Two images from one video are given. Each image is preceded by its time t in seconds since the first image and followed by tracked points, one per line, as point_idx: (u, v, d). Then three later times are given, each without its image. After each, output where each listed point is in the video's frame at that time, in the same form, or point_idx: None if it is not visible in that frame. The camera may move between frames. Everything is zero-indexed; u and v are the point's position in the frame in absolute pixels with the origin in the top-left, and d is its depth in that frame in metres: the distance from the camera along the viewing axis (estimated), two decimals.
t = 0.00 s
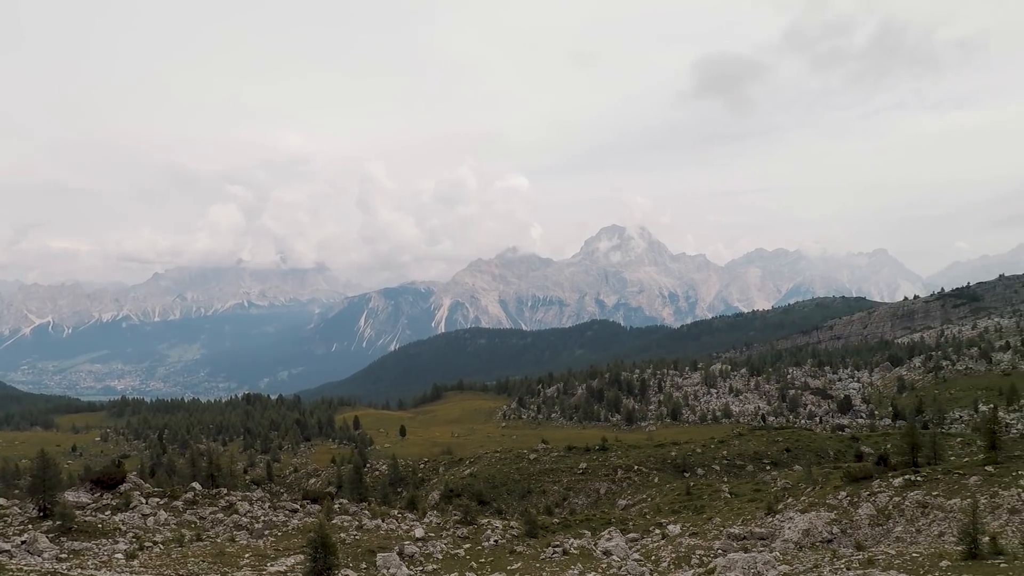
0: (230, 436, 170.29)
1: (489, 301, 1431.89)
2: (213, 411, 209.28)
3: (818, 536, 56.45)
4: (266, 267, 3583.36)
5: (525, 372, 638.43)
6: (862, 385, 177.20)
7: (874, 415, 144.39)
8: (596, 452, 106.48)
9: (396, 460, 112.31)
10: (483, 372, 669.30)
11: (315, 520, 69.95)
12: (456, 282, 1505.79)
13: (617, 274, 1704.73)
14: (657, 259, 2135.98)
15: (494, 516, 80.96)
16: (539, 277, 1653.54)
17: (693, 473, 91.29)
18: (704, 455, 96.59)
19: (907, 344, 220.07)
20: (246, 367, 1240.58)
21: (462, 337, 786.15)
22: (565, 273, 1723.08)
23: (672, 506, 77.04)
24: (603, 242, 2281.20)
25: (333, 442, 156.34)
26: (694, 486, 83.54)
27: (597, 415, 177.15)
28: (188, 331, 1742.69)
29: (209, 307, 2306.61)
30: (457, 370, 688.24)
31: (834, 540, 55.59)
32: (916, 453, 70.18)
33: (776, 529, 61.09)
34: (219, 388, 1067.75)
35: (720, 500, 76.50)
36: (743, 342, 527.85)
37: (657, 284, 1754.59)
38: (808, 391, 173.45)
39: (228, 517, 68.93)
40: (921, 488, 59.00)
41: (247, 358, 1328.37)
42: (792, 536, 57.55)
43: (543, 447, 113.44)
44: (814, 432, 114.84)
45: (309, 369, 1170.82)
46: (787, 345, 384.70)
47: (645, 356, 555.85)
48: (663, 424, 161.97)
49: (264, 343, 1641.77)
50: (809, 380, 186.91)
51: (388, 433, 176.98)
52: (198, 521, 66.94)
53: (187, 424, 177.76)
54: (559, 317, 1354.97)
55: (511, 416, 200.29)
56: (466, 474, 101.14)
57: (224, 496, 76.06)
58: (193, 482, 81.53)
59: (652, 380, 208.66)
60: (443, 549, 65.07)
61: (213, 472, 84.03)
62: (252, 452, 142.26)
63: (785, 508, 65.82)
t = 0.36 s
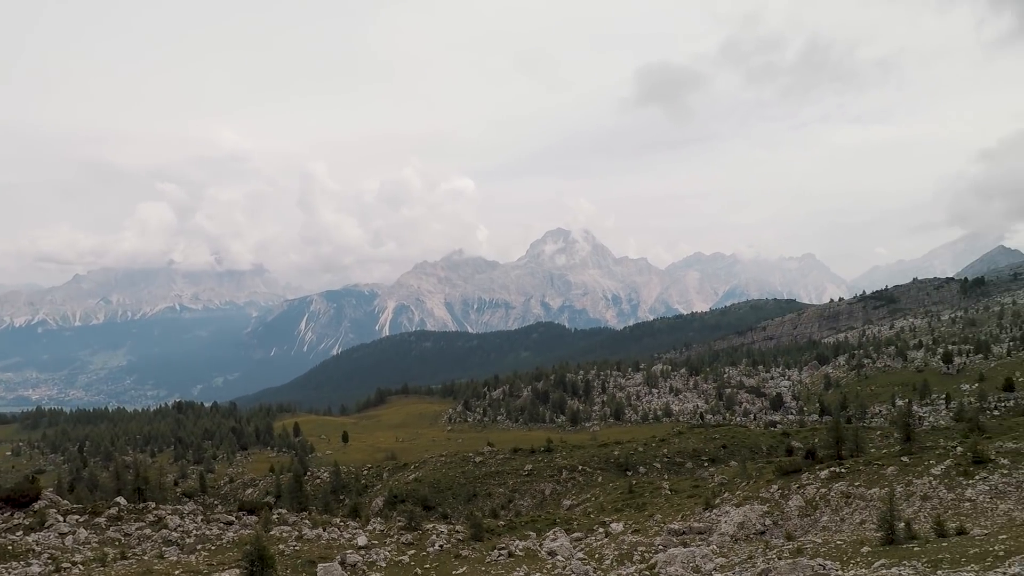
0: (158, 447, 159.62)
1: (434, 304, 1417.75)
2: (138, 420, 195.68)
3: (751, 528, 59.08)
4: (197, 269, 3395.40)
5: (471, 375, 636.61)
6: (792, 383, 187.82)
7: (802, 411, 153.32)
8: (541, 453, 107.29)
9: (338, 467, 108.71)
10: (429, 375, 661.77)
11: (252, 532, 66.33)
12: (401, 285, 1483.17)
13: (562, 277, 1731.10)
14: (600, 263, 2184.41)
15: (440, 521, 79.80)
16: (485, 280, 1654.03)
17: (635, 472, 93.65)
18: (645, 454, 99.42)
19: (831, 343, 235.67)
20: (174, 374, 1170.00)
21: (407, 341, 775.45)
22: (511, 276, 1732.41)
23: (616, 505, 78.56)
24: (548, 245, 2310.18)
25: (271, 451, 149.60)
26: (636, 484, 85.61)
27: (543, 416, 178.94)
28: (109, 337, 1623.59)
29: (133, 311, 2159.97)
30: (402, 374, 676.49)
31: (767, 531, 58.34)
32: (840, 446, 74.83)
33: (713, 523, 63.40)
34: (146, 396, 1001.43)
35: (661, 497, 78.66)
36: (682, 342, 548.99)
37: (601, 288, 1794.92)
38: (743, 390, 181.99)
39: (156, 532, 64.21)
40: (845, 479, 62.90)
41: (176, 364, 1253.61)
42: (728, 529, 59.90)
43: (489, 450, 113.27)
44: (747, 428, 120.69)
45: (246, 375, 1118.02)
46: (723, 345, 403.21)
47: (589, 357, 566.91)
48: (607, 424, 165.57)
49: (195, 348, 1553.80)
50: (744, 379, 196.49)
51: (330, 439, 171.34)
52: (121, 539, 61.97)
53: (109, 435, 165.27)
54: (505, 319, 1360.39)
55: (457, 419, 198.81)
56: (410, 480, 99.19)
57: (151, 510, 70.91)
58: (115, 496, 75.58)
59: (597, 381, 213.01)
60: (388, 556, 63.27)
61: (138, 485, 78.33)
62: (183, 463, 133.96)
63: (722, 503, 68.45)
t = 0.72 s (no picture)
0: (71, 462, 146.64)
1: (374, 307, 1385.22)
2: (47, 434, 179.29)
3: (686, 523, 61.29)
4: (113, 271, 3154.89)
5: (413, 379, 626.90)
6: (724, 382, 196.91)
7: (734, 409, 161.08)
8: (483, 457, 106.95)
9: (273, 478, 103.79)
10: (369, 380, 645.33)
11: (179, 549, 61.85)
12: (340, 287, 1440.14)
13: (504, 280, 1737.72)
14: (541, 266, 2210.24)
15: (381, 529, 77.77)
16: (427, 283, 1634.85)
17: (576, 472, 95.20)
18: (586, 454, 101.36)
19: (759, 344, 249.08)
20: (87, 383, 1080.02)
21: (346, 345, 754.51)
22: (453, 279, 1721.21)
23: (557, 505, 79.40)
24: (490, 249, 2313.09)
25: (200, 463, 140.66)
26: (577, 485, 86.93)
27: (485, 419, 178.58)
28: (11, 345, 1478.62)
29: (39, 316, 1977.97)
30: (341, 380, 656.17)
31: (701, 525, 60.68)
32: (768, 441, 79.14)
33: (650, 519, 65.28)
34: (55, 408, 918.97)
35: (601, 496, 80.13)
36: (621, 344, 564.83)
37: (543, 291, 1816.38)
38: (678, 389, 189.08)
39: (68, 554, 58.62)
40: (772, 472, 66.44)
41: (89, 373, 1157.40)
42: (664, 525, 61.85)
43: (430, 455, 111.88)
44: (682, 427, 125.26)
45: (171, 383, 1049.60)
46: (660, 346, 418.24)
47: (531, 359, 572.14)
48: (549, 425, 167.48)
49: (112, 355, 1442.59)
50: (679, 378, 204.32)
51: (264, 448, 163.54)
52: (26, 564, 56.11)
53: (12, 451, 150.22)
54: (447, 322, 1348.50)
55: (398, 424, 194.83)
56: (350, 488, 96.10)
57: (63, 530, 64.70)
58: (20, 518, 68.51)
59: (538, 384, 215.20)
60: (327, 567, 60.80)
61: (48, 504, 71.42)
62: (100, 479, 123.65)
63: (659, 499, 70.62)
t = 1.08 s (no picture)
0: None
1: (307, 312, 1332.29)
2: None
3: (621, 521, 62.85)
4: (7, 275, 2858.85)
5: (347, 386, 607.68)
6: (655, 383, 204.51)
7: (665, 409, 167.42)
8: (421, 463, 105.02)
9: (196, 493, 97.24)
10: (302, 388, 619.72)
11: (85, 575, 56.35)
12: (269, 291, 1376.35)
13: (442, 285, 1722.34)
14: (479, 270, 2207.97)
15: (312, 542, 74.49)
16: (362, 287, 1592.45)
17: (514, 476, 95.58)
18: (523, 457, 101.89)
19: (689, 346, 260.42)
20: None
21: (276, 352, 721.36)
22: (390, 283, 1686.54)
23: (495, 510, 79.11)
24: (428, 252, 2284.70)
25: (112, 480, 129.44)
26: (515, 488, 87.11)
27: (423, 426, 175.84)
28: None
29: None
30: (271, 388, 626.13)
31: (634, 523, 62.38)
32: (697, 439, 82.72)
33: (586, 519, 66.35)
34: None
35: (539, 498, 80.67)
36: (558, 347, 573.73)
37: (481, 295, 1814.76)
38: (613, 391, 194.29)
39: None
40: (701, 468, 69.37)
41: None
42: (600, 524, 63.09)
43: (365, 463, 108.73)
44: (616, 427, 128.52)
45: (78, 396, 962.66)
46: (596, 349, 428.55)
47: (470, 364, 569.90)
48: (486, 430, 167.12)
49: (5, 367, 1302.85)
50: (614, 380, 209.90)
51: (185, 463, 152.92)
52: None
53: None
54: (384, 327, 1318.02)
55: (331, 433, 187.89)
56: (279, 501, 91.64)
57: None
58: None
59: (476, 388, 214.50)
60: None
61: None
62: None
63: (595, 499, 71.97)
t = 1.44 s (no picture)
0: None
1: (225, 319, 1254.54)
2: None
3: (551, 524, 63.42)
4: None
5: (269, 396, 576.72)
6: (584, 387, 209.42)
7: (595, 412, 171.50)
8: (348, 474, 101.32)
9: (98, 517, 88.59)
10: (220, 399, 581.84)
11: None
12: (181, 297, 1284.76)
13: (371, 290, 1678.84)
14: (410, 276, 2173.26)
15: (231, 563, 69.86)
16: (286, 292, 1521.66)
17: (445, 484, 94.34)
18: (455, 464, 100.80)
19: (617, 349, 268.71)
20: None
21: (191, 362, 674.17)
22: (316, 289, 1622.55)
23: (426, 519, 77.48)
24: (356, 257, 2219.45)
25: None
26: (446, 496, 85.75)
27: (351, 435, 169.72)
28: None
29: None
30: (186, 399, 583.59)
31: (565, 525, 63.21)
32: (624, 441, 85.22)
33: (517, 524, 66.39)
34: None
35: (471, 505, 79.78)
36: (490, 353, 574.13)
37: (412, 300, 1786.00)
38: (543, 395, 196.83)
39: None
40: (628, 469, 71.48)
41: None
42: (532, 528, 63.31)
43: (290, 477, 103.43)
44: (547, 431, 130.09)
45: None
46: (527, 354, 433.09)
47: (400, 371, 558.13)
48: (417, 438, 163.75)
49: None
50: (545, 385, 212.47)
51: (85, 484, 139.00)
52: None
53: None
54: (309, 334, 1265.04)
55: (251, 446, 177.15)
56: (194, 520, 85.41)
57: None
58: None
59: (406, 396, 210.09)
60: None
61: None
62: None
63: (526, 504, 72.17)
